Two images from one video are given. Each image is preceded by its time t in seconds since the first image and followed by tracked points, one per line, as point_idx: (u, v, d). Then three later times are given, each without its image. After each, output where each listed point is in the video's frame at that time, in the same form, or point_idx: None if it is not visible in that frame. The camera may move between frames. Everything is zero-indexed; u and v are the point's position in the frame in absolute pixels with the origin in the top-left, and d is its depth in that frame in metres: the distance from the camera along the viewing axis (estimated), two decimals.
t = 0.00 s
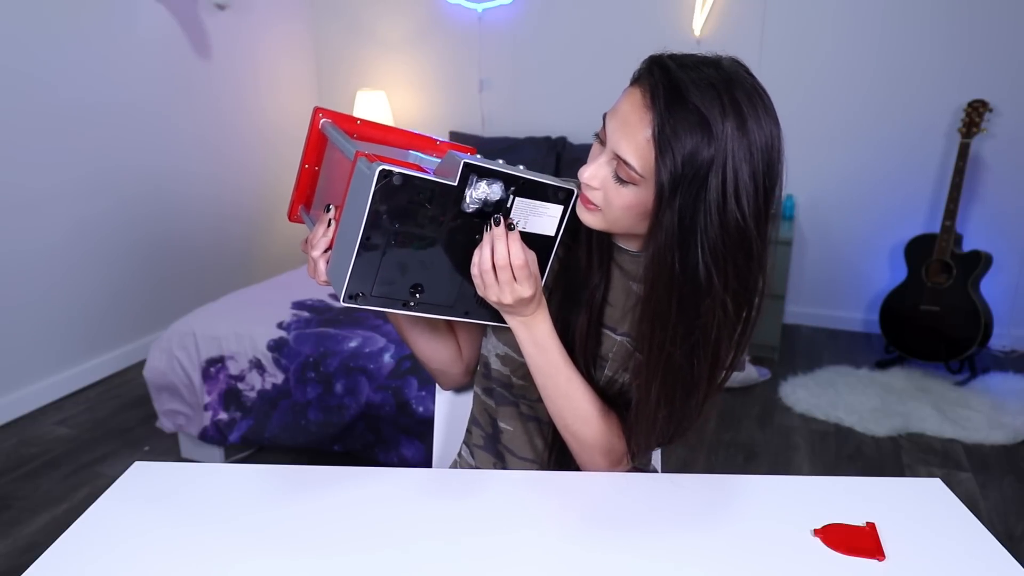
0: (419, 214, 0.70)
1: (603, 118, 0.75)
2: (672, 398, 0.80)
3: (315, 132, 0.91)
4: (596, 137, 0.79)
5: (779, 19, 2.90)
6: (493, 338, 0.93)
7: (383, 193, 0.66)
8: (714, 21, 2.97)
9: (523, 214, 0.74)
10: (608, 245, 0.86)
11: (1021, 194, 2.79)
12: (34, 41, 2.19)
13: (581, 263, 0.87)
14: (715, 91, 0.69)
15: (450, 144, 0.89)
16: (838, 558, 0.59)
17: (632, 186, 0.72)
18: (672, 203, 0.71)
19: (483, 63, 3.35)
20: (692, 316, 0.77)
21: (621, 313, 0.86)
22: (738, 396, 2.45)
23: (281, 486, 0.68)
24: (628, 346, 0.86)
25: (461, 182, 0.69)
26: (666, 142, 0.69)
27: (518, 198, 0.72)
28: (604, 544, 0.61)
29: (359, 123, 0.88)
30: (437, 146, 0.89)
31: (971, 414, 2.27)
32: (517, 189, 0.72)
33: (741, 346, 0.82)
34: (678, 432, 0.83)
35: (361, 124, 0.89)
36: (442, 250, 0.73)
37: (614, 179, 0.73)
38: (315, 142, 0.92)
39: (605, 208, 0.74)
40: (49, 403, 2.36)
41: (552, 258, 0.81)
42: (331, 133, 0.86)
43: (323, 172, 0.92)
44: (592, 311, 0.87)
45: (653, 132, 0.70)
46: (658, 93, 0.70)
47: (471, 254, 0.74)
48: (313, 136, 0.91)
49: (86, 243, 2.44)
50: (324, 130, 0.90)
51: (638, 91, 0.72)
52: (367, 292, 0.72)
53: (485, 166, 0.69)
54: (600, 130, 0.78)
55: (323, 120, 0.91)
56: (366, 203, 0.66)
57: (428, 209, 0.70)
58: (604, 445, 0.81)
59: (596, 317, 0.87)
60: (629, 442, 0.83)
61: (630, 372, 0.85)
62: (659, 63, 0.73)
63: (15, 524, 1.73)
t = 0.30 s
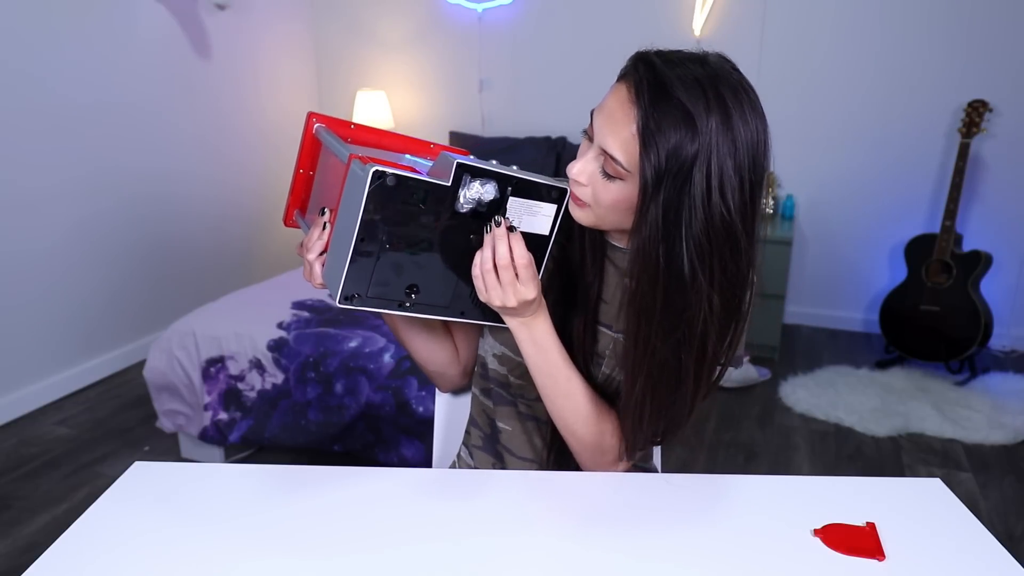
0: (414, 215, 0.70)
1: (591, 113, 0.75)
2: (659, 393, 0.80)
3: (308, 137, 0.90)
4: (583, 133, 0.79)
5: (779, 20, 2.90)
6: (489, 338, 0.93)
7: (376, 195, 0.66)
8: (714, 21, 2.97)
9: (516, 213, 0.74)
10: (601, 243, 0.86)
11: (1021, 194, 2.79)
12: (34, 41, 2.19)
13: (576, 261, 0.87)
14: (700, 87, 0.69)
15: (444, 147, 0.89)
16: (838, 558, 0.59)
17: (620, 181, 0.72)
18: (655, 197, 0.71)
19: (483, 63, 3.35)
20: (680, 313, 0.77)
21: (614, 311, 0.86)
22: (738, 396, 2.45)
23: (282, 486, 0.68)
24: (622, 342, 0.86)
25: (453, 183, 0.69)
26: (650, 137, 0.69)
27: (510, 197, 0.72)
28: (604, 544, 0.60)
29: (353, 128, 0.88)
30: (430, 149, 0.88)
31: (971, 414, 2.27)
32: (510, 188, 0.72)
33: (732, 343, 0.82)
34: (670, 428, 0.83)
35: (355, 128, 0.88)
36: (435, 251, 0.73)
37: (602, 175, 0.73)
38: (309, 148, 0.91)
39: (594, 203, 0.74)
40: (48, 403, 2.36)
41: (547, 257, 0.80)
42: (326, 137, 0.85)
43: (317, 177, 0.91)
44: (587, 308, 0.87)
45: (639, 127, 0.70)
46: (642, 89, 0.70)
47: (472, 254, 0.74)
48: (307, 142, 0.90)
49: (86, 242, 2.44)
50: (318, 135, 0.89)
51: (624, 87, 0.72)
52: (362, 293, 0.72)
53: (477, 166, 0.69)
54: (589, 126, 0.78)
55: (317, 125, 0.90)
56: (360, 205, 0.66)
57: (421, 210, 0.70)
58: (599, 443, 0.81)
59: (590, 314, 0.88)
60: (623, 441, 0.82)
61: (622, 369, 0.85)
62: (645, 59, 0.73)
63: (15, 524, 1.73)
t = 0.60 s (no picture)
0: (412, 211, 0.69)
1: (594, 107, 0.74)
2: (664, 388, 0.80)
3: (305, 139, 0.90)
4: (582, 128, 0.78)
5: (779, 19, 2.90)
6: (488, 337, 0.93)
7: (375, 190, 0.66)
8: (714, 21, 2.97)
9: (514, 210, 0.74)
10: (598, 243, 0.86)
11: (1021, 194, 2.79)
12: (34, 41, 2.19)
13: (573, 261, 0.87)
14: (706, 80, 0.70)
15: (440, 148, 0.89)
16: (839, 558, 0.59)
17: (628, 174, 0.72)
18: (662, 186, 0.71)
19: (483, 63, 3.35)
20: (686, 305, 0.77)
21: (613, 310, 0.87)
22: (738, 396, 2.45)
23: (282, 486, 0.68)
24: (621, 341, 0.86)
25: (451, 179, 0.70)
26: (661, 127, 0.69)
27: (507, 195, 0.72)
28: (605, 544, 0.60)
29: (350, 130, 0.88)
30: (427, 151, 0.88)
31: (971, 414, 2.27)
32: (507, 186, 0.72)
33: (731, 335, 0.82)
34: (672, 424, 0.84)
35: (352, 129, 0.88)
36: (433, 248, 0.73)
37: (609, 168, 0.72)
38: (307, 149, 0.91)
39: (599, 198, 0.73)
40: (48, 403, 2.36)
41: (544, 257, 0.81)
42: (323, 138, 0.85)
43: (314, 178, 0.91)
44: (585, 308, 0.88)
45: (648, 118, 0.70)
46: (648, 80, 0.71)
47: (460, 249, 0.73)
48: (305, 144, 0.90)
49: (86, 242, 2.44)
50: (315, 136, 0.89)
51: (630, 79, 0.72)
52: (360, 289, 0.71)
53: (474, 161, 0.70)
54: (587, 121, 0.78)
55: (314, 127, 0.90)
56: (359, 200, 0.67)
57: (419, 205, 0.70)
58: (604, 442, 0.81)
59: (589, 314, 0.88)
60: (627, 439, 0.82)
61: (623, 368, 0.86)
62: (648, 53, 0.74)
63: (15, 524, 1.73)
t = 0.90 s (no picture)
0: (419, 207, 0.69)
1: (628, 83, 0.77)
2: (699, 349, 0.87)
3: (300, 135, 0.90)
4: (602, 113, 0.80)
5: (780, 19, 2.90)
6: (487, 338, 0.93)
7: (383, 186, 0.66)
8: (714, 21, 2.97)
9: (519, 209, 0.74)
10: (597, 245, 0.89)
11: (1021, 194, 2.79)
12: (35, 40, 2.19)
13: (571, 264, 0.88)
14: (722, 49, 0.79)
15: (435, 148, 0.88)
16: (840, 559, 0.59)
17: (689, 125, 0.78)
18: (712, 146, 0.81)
19: (483, 63, 3.35)
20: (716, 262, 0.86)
21: (615, 307, 0.90)
22: (738, 397, 2.45)
23: (282, 487, 0.68)
24: (625, 337, 0.90)
25: (461, 176, 0.70)
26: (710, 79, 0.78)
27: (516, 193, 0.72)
28: (605, 544, 0.60)
29: (345, 126, 0.87)
30: (423, 151, 0.87)
31: (971, 414, 2.27)
32: (514, 184, 0.72)
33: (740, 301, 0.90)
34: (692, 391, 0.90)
35: (347, 126, 0.88)
36: (437, 247, 0.73)
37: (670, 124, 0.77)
38: (302, 145, 0.90)
39: (667, 157, 0.77)
40: (48, 403, 2.36)
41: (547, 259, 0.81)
42: (319, 133, 0.85)
43: (308, 175, 0.91)
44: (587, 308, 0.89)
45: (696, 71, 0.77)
46: (675, 49, 0.77)
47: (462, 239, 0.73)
48: (300, 139, 0.90)
49: (86, 242, 2.44)
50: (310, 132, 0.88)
51: (654, 48, 0.78)
52: (366, 288, 0.71)
53: (483, 160, 0.70)
54: (605, 106, 0.80)
55: (309, 123, 0.89)
56: (367, 196, 0.66)
57: (426, 203, 0.69)
58: (616, 442, 0.80)
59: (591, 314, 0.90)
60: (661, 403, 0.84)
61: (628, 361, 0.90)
62: (659, 22, 0.78)
63: (15, 524, 1.73)
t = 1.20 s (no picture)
0: (420, 210, 0.69)
1: (614, 87, 0.77)
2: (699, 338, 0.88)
3: (292, 144, 0.89)
4: (592, 117, 0.80)
5: (780, 19, 2.90)
6: (486, 340, 0.93)
7: (385, 189, 0.66)
8: (714, 21, 2.97)
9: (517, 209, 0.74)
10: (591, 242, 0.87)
11: (1021, 194, 2.79)
12: (34, 41, 2.19)
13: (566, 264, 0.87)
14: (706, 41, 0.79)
15: (426, 153, 0.86)
16: (841, 559, 0.59)
17: (679, 122, 0.78)
18: (702, 138, 0.80)
19: (483, 63, 3.35)
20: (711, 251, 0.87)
21: (614, 304, 0.90)
22: (738, 397, 2.45)
23: (281, 487, 0.68)
24: (625, 333, 0.89)
25: (459, 178, 0.70)
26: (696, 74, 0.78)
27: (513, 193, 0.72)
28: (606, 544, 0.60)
29: (336, 133, 0.87)
30: (414, 155, 0.85)
31: (971, 414, 2.27)
32: (511, 185, 0.72)
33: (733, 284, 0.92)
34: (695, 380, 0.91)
35: (338, 133, 0.87)
36: (438, 249, 0.73)
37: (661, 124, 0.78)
38: (294, 153, 0.90)
39: (663, 156, 0.78)
40: (49, 403, 2.36)
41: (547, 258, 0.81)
42: (312, 140, 0.84)
43: (301, 183, 0.90)
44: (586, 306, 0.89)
45: (683, 68, 0.77)
46: (661, 48, 0.77)
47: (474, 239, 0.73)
48: (291, 148, 0.89)
49: (87, 242, 2.44)
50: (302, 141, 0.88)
51: (638, 49, 0.77)
52: (370, 292, 0.70)
53: (481, 161, 0.70)
54: (594, 112, 0.80)
55: (301, 130, 0.89)
56: (369, 201, 0.66)
57: (427, 205, 0.69)
58: (628, 435, 0.81)
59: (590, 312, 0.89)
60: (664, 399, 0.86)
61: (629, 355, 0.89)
62: (645, 23, 0.78)
63: (15, 524, 1.73)
